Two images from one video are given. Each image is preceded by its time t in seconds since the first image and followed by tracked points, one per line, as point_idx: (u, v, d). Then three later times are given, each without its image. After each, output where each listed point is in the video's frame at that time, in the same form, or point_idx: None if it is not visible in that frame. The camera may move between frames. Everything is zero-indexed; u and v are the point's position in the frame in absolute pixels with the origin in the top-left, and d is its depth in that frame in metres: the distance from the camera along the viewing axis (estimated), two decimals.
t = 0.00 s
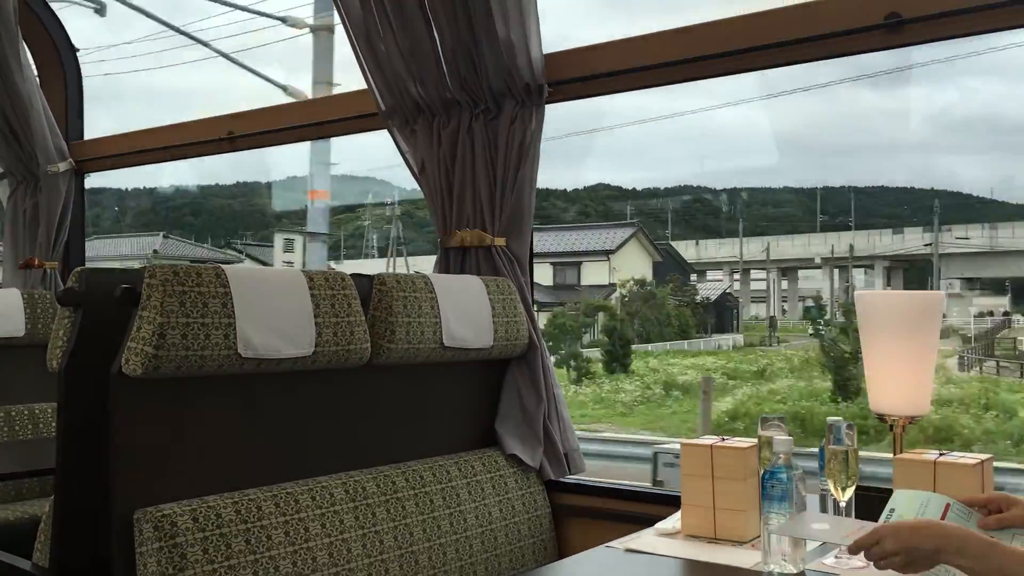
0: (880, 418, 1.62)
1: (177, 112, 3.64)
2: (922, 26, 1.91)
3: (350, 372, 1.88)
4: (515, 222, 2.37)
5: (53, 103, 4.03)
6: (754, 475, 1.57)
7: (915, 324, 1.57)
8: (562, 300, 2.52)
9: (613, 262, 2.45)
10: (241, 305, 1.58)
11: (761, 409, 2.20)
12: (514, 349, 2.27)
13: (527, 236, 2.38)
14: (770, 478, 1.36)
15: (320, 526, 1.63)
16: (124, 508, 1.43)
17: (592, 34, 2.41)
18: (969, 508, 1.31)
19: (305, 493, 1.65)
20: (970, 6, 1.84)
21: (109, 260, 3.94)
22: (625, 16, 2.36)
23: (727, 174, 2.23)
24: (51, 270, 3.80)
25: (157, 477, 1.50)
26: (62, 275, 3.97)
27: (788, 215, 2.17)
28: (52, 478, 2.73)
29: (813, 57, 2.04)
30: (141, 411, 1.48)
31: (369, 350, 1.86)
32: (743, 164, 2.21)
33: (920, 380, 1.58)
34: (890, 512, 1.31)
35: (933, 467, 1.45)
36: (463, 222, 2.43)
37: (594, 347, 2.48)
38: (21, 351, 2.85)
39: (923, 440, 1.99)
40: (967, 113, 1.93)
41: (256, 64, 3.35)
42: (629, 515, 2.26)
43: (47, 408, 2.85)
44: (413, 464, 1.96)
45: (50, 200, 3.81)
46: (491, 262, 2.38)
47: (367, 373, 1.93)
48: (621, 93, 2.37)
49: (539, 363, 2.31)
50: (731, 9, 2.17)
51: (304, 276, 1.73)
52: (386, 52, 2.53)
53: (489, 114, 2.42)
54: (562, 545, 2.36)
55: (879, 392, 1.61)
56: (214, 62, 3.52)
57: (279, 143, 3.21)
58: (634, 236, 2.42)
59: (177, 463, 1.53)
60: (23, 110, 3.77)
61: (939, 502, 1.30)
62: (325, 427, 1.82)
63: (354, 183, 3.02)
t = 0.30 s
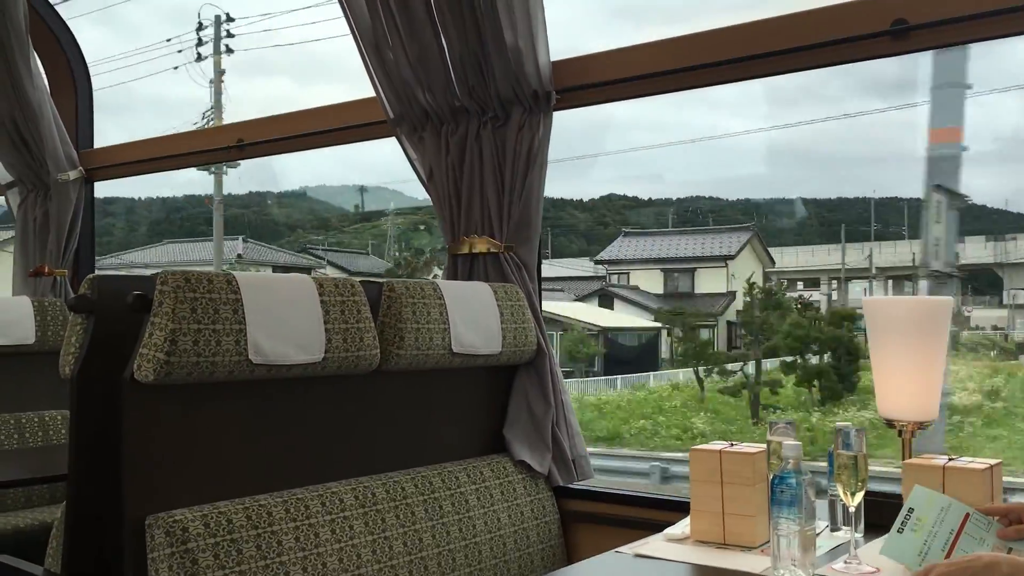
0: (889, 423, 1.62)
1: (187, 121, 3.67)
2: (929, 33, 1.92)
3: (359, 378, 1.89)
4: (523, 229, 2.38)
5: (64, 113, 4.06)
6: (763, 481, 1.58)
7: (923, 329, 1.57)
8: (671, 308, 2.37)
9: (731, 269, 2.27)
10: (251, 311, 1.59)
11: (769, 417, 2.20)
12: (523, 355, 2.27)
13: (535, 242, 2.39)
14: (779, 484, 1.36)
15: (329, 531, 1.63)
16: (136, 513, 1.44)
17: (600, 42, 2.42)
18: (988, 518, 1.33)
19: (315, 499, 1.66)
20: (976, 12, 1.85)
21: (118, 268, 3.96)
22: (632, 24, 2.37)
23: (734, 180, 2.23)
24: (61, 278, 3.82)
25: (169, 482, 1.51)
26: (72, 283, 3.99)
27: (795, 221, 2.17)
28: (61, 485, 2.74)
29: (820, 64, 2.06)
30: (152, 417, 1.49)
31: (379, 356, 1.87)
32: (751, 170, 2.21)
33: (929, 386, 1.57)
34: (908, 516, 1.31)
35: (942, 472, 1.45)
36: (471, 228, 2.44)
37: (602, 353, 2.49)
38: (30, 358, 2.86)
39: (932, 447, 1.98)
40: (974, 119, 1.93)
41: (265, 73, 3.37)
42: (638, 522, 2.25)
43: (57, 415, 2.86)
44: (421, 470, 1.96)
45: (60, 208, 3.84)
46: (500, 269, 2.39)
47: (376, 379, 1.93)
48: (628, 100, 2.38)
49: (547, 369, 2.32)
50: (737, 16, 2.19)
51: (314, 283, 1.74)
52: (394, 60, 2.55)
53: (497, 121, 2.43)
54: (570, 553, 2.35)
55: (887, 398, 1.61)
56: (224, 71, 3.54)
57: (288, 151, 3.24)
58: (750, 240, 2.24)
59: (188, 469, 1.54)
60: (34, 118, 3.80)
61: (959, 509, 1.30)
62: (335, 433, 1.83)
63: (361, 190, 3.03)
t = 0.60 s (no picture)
0: (901, 431, 1.61)
1: (199, 128, 3.69)
2: (939, 41, 1.92)
3: (369, 385, 1.90)
4: (532, 236, 2.39)
5: (76, 120, 4.09)
6: (773, 488, 1.57)
7: (935, 337, 1.56)
8: (805, 318, 2.19)
9: (870, 274, 2.10)
10: (262, 317, 1.60)
11: (778, 426, 2.19)
12: (532, 362, 2.28)
13: (544, 250, 2.40)
14: (788, 491, 1.36)
15: (339, 538, 1.64)
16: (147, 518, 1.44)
17: (610, 50, 2.43)
18: (993, 517, 1.30)
19: (325, 505, 1.66)
20: (985, 20, 1.85)
21: (129, 274, 3.98)
22: (641, 32, 2.38)
23: (743, 187, 2.23)
24: (72, 285, 3.84)
25: (179, 488, 1.51)
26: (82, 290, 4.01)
27: (804, 228, 2.17)
28: (71, 491, 2.76)
29: (830, 72, 2.06)
30: (163, 422, 1.50)
31: (389, 363, 1.87)
32: (761, 177, 2.21)
33: (941, 394, 1.57)
34: (913, 523, 1.32)
35: (953, 480, 1.44)
36: (480, 235, 2.45)
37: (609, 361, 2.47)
38: (41, 364, 2.88)
39: (944, 455, 1.97)
40: (985, 126, 1.93)
41: (275, 81, 3.40)
42: (647, 528, 2.26)
43: (67, 421, 2.87)
44: (431, 477, 1.96)
45: (72, 215, 3.86)
46: (509, 276, 2.39)
47: (385, 386, 1.94)
48: (638, 108, 2.38)
49: (556, 376, 2.32)
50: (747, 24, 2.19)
51: (325, 290, 1.75)
52: (405, 68, 2.56)
53: (507, 129, 2.44)
54: (579, 559, 2.36)
55: (897, 406, 1.61)
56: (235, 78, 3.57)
57: (299, 158, 3.25)
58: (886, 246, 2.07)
59: (198, 474, 1.55)
60: (45, 126, 3.83)
61: (962, 509, 1.28)
62: (345, 439, 1.83)
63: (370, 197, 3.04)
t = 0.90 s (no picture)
0: (910, 438, 1.61)
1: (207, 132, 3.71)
2: (949, 46, 1.92)
3: (377, 391, 1.90)
4: (540, 241, 2.39)
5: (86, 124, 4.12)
6: (782, 495, 1.57)
7: (944, 343, 1.56)
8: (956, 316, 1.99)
9: None
10: (271, 324, 1.61)
11: (787, 432, 2.18)
12: (540, 367, 2.28)
13: (552, 255, 2.40)
14: (798, 499, 1.35)
15: (348, 544, 1.64)
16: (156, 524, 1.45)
17: (618, 55, 2.43)
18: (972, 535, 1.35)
19: (334, 511, 1.67)
20: (994, 25, 1.84)
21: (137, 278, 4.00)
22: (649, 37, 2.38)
23: (751, 192, 2.23)
24: (81, 289, 3.86)
25: (188, 494, 1.52)
26: (92, 294, 4.03)
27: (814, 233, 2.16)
28: (80, 495, 2.77)
29: (839, 76, 2.06)
30: (173, 429, 1.51)
31: (397, 368, 1.87)
32: (769, 182, 2.20)
33: (950, 401, 1.56)
34: (894, 549, 1.35)
35: (964, 489, 1.43)
36: (488, 240, 2.45)
37: (617, 365, 2.47)
38: (50, 368, 2.90)
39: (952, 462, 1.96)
40: (995, 131, 1.92)
41: (284, 85, 3.41)
42: (656, 534, 2.26)
43: (76, 425, 2.89)
44: (438, 482, 1.96)
45: (82, 219, 3.88)
46: (517, 281, 2.39)
47: (393, 391, 1.94)
48: (647, 113, 2.38)
49: (564, 382, 2.32)
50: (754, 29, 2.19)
51: (334, 296, 1.75)
52: (413, 74, 2.57)
53: (515, 134, 2.44)
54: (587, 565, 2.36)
55: (907, 412, 1.60)
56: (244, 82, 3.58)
57: (307, 162, 3.26)
58: None
59: (208, 481, 1.55)
60: (55, 131, 3.86)
61: (942, 530, 1.34)
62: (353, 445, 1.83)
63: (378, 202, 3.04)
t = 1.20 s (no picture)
0: (904, 428, 1.61)
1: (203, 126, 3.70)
2: (944, 35, 1.92)
3: (373, 382, 1.90)
4: (536, 233, 2.39)
5: (80, 118, 4.11)
6: (777, 485, 1.57)
7: (938, 333, 1.56)
8: None
9: None
10: (266, 315, 1.60)
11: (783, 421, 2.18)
12: (536, 359, 2.28)
13: (548, 247, 2.39)
14: (793, 487, 1.36)
15: (344, 535, 1.64)
16: (152, 516, 1.45)
17: (614, 45, 2.43)
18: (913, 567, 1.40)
19: (329, 503, 1.67)
20: (989, 14, 1.84)
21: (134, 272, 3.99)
22: (645, 27, 2.38)
23: (747, 183, 2.22)
24: (78, 283, 3.86)
25: (184, 486, 1.52)
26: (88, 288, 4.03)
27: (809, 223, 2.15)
28: (78, 489, 2.77)
29: (834, 67, 2.05)
30: (168, 420, 1.51)
31: (392, 360, 1.87)
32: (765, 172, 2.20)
33: (944, 390, 1.56)
34: None
35: (958, 475, 1.44)
36: (484, 233, 2.45)
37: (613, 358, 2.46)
38: (47, 363, 2.89)
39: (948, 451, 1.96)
40: (991, 120, 1.92)
41: (281, 78, 3.40)
42: (653, 526, 2.26)
43: (74, 419, 2.89)
44: (435, 474, 1.96)
45: (77, 214, 3.87)
46: (513, 273, 2.39)
47: (389, 383, 1.94)
48: (642, 104, 2.38)
49: (561, 373, 2.32)
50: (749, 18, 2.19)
51: (328, 288, 1.75)
52: (408, 66, 2.56)
53: (510, 126, 2.43)
54: (583, 557, 2.36)
55: (901, 402, 1.60)
56: (240, 75, 3.57)
57: (303, 155, 3.25)
58: None
59: (203, 472, 1.55)
60: (50, 125, 3.84)
61: None
62: (349, 437, 1.83)
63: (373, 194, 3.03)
